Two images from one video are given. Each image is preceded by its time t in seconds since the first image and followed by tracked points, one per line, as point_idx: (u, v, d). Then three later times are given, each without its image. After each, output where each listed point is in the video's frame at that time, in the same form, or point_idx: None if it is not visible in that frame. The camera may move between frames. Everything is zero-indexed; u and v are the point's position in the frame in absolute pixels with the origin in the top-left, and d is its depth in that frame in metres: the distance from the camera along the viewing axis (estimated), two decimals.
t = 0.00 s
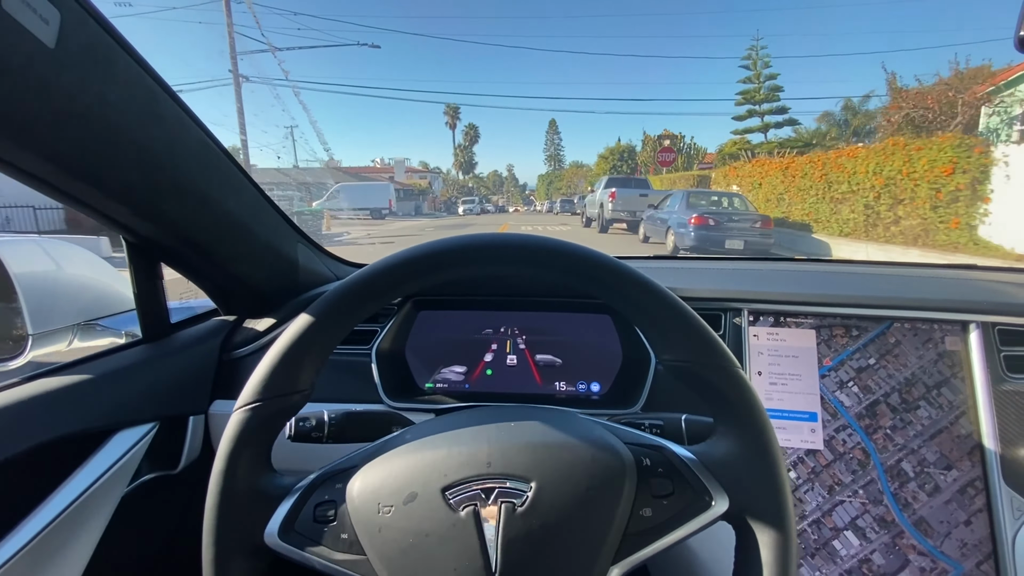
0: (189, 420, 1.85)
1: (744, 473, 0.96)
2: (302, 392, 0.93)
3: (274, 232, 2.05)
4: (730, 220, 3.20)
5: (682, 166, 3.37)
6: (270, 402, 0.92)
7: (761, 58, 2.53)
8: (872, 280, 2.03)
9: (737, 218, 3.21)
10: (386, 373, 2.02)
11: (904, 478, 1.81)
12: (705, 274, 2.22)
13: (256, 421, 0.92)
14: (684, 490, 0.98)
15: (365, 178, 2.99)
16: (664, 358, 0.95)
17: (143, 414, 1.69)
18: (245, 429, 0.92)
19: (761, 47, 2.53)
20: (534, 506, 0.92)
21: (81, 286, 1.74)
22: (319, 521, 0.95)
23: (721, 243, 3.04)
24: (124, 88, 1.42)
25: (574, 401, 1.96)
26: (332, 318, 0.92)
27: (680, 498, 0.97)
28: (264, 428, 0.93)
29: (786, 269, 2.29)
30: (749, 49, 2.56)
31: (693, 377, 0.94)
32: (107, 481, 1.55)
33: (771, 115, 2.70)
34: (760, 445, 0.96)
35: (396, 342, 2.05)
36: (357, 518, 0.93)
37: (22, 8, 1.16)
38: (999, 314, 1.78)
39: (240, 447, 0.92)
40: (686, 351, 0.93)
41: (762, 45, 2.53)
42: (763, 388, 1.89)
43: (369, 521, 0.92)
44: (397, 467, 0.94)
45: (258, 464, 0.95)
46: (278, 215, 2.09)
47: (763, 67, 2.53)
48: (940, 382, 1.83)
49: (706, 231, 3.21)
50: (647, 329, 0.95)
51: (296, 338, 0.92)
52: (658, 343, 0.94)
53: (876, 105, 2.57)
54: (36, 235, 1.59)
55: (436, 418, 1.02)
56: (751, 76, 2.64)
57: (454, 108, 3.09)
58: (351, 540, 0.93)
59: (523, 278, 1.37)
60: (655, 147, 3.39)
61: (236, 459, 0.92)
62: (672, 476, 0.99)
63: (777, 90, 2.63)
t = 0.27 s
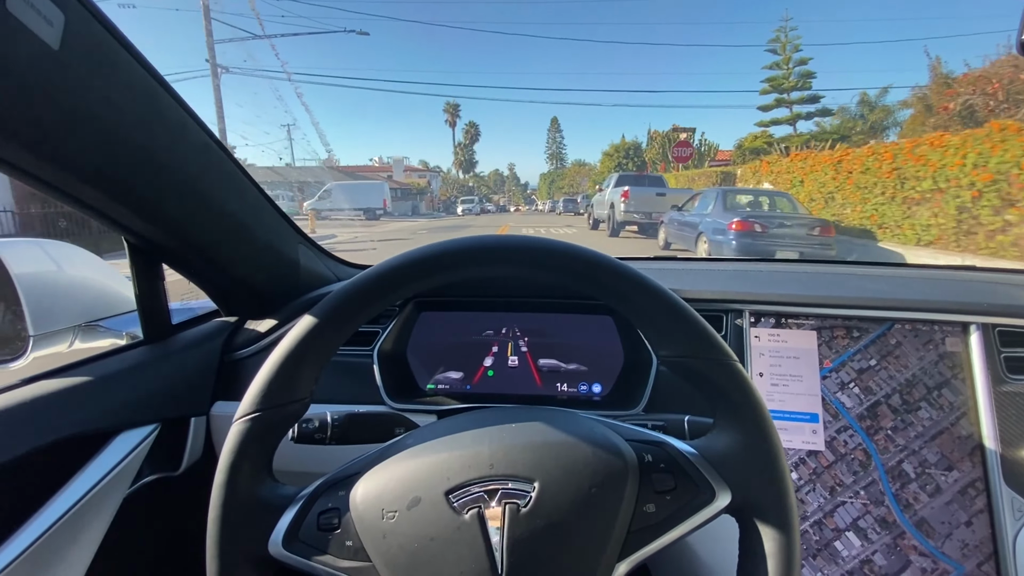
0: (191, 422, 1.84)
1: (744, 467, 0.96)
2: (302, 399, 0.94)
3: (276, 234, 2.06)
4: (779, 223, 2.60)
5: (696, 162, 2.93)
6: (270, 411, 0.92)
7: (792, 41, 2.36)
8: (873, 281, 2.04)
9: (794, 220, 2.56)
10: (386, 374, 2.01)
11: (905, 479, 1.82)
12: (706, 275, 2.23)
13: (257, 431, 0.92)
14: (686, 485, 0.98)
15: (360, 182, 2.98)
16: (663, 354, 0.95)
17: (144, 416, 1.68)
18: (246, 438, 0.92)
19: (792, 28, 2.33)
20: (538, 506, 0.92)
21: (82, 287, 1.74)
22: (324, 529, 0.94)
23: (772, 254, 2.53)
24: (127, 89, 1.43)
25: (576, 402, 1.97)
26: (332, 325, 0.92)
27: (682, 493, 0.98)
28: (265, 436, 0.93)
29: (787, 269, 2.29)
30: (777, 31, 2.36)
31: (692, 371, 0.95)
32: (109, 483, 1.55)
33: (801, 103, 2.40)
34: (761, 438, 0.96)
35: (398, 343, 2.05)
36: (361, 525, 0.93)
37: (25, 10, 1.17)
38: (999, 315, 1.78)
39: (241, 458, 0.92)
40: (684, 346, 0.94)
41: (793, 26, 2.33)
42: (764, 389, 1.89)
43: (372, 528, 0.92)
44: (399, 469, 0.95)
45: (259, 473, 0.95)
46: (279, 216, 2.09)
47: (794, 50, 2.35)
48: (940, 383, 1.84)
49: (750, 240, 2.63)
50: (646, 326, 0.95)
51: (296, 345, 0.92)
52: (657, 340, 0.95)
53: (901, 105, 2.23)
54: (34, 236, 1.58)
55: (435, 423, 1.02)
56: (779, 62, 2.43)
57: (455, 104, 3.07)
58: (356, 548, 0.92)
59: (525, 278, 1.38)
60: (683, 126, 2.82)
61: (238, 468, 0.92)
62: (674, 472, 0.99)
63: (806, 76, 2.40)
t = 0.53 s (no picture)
0: (190, 424, 1.85)
1: (739, 464, 0.96)
2: (297, 401, 0.94)
3: (275, 236, 2.06)
4: (860, 230, 2.39)
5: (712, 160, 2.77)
6: (265, 413, 0.92)
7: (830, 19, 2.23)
8: (872, 279, 2.03)
9: (878, 226, 2.35)
10: (386, 374, 2.03)
11: (904, 478, 1.81)
12: (705, 275, 2.22)
13: (252, 433, 0.92)
14: (682, 484, 0.98)
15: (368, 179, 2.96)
16: (656, 354, 0.95)
17: (143, 418, 1.69)
18: (241, 442, 0.92)
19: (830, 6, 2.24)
20: (533, 507, 0.92)
21: (82, 290, 1.75)
22: (320, 531, 0.94)
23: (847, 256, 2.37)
24: (125, 94, 1.43)
25: (574, 402, 1.97)
26: (326, 329, 0.93)
27: (679, 492, 0.97)
28: (261, 439, 0.93)
29: (787, 268, 2.29)
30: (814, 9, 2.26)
31: (686, 370, 0.94)
32: (108, 485, 1.55)
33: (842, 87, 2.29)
34: (755, 437, 0.96)
35: (396, 344, 2.06)
36: (356, 527, 0.93)
37: (22, 15, 1.18)
38: (998, 313, 1.78)
39: (236, 459, 0.92)
40: (677, 345, 0.93)
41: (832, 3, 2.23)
42: (763, 388, 1.89)
43: (368, 530, 0.92)
44: (394, 471, 0.95)
45: (256, 474, 0.95)
46: (277, 218, 2.09)
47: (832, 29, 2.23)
48: (940, 381, 1.83)
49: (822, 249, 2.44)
50: (639, 327, 0.95)
51: (290, 349, 0.92)
52: (650, 340, 0.94)
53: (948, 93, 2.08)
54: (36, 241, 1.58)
55: (433, 424, 1.02)
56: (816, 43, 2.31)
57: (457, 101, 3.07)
58: (353, 549, 0.93)
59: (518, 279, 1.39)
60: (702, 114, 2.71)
61: (234, 470, 0.92)
62: (671, 471, 0.99)
63: (847, 58, 2.30)
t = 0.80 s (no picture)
0: (200, 425, 1.84)
1: (768, 488, 0.94)
2: (320, 391, 0.93)
3: (284, 236, 2.05)
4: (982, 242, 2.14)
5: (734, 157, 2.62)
6: (287, 402, 0.91)
7: None
8: (888, 279, 2.00)
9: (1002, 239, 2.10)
10: (397, 376, 2.00)
11: (922, 481, 1.79)
12: (718, 275, 2.20)
13: (273, 422, 0.91)
14: (707, 504, 0.97)
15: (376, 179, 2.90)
16: (690, 367, 0.93)
17: (154, 420, 1.67)
18: (262, 430, 0.91)
19: None
20: (555, 515, 0.91)
21: (91, 290, 1.73)
22: (337, 523, 0.95)
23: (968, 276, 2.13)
24: (136, 93, 1.42)
25: (585, 403, 1.94)
26: (351, 322, 0.91)
27: (703, 511, 0.96)
28: (282, 428, 0.92)
29: (801, 269, 2.26)
30: None
31: (718, 388, 0.92)
32: (120, 487, 1.55)
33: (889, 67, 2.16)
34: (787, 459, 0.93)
35: (406, 345, 2.03)
36: (375, 521, 0.93)
37: (33, 12, 1.16)
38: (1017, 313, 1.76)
39: (256, 448, 0.91)
40: (712, 362, 0.91)
41: None
42: (778, 390, 1.87)
43: (387, 526, 0.92)
44: (413, 472, 0.94)
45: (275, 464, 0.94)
46: (287, 218, 2.08)
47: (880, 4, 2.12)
48: (957, 383, 1.81)
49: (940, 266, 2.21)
50: (673, 338, 0.93)
51: (315, 340, 0.91)
52: (684, 353, 0.92)
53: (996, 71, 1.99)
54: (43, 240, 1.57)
55: (456, 424, 1.01)
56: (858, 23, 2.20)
57: (461, 101, 3.05)
58: (368, 544, 0.93)
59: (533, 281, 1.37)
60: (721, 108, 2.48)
61: (254, 459, 0.91)
62: (695, 488, 0.98)
63: (897, 37, 2.16)
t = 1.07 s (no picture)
0: (211, 429, 1.88)
1: (769, 507, 0.95)
2: (337, 391, 0.96)
3: (293, 244, 2.09)
4: None
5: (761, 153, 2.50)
6: (306, 401, 0.94)
7: None
8: (888, 286, 2.03)
9: None
10: (402, 380, 2.02)
11: (921, 486, 1.82)
12: (719, 281, 2.23)
13: (291, 419, 0.95)
14: (709, 518, 1.00)
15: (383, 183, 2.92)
16: (697, 383, 0.96)
17: (166, 425, 1.71)
18: (280, 426, 0.94)
19: None
20: (561, 521, 0.94)
21: (104, 297, 1.77)
22: (348, 520, 0.99)
23: None
24: (154, 110, 1.46)
25: (588, 408, 1.93)
26: (369, 326, 0.95)
27: (705, 525, 0.99)
28: (299, 425, 0.95)
29: (803, 275, 2.29)
30: None
31: (723, 405, 0.96)
32: (134, 491, 1.59)
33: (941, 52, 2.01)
34: (790, 476, 0.94)
35: (412, 350, 2.08)
36: (385, 519, 0.97)
37: (59, 36, 1.20)
38: (1015, 321, 1.78)
39: (274, 444, 0.95)
40: (717, 379, 0.94)
41: None
42: (778, 396, 1.90)
43: (398, 524, 0.96)
44: (426, 475, 0.98)
45: (290, 460, 0.98)
46: (296, 226, 2.12)
47: None
48: (956, 389, 1.84)
49: None
50: (681, 354, 0.96)
51: (334, 342, 0.95)
52: (692, 369, 0.96)
53: None
54: (61, 249, 1.62)
55: (466, 428, 1.06)
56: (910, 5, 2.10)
57: (463, 99, 3.10)
58: (378, 541, 0.97)
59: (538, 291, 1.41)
60: (745, 99, 2.35)
61: (271, 453, 0.94)
62: (698, 502, 1.02)
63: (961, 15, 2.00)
